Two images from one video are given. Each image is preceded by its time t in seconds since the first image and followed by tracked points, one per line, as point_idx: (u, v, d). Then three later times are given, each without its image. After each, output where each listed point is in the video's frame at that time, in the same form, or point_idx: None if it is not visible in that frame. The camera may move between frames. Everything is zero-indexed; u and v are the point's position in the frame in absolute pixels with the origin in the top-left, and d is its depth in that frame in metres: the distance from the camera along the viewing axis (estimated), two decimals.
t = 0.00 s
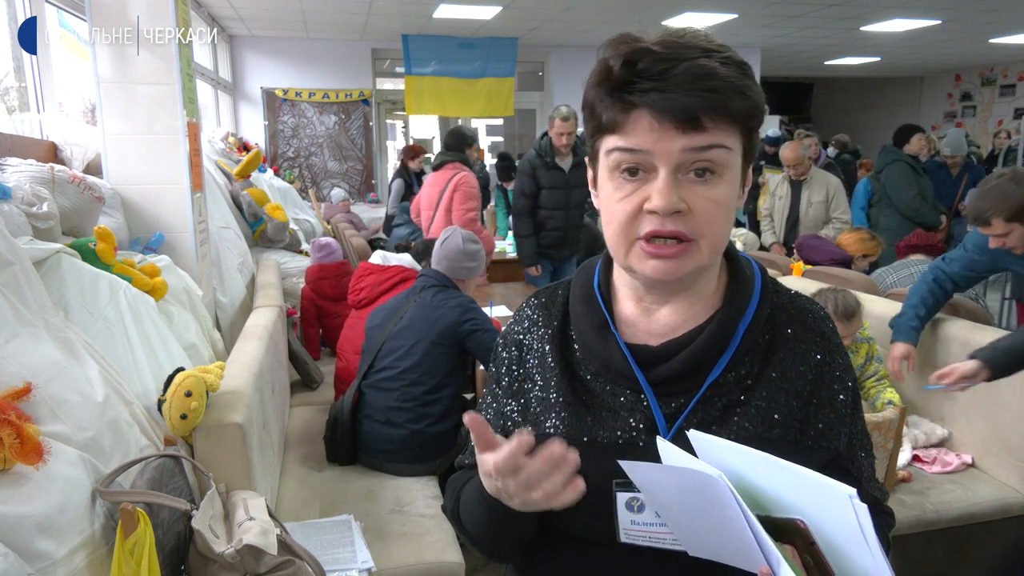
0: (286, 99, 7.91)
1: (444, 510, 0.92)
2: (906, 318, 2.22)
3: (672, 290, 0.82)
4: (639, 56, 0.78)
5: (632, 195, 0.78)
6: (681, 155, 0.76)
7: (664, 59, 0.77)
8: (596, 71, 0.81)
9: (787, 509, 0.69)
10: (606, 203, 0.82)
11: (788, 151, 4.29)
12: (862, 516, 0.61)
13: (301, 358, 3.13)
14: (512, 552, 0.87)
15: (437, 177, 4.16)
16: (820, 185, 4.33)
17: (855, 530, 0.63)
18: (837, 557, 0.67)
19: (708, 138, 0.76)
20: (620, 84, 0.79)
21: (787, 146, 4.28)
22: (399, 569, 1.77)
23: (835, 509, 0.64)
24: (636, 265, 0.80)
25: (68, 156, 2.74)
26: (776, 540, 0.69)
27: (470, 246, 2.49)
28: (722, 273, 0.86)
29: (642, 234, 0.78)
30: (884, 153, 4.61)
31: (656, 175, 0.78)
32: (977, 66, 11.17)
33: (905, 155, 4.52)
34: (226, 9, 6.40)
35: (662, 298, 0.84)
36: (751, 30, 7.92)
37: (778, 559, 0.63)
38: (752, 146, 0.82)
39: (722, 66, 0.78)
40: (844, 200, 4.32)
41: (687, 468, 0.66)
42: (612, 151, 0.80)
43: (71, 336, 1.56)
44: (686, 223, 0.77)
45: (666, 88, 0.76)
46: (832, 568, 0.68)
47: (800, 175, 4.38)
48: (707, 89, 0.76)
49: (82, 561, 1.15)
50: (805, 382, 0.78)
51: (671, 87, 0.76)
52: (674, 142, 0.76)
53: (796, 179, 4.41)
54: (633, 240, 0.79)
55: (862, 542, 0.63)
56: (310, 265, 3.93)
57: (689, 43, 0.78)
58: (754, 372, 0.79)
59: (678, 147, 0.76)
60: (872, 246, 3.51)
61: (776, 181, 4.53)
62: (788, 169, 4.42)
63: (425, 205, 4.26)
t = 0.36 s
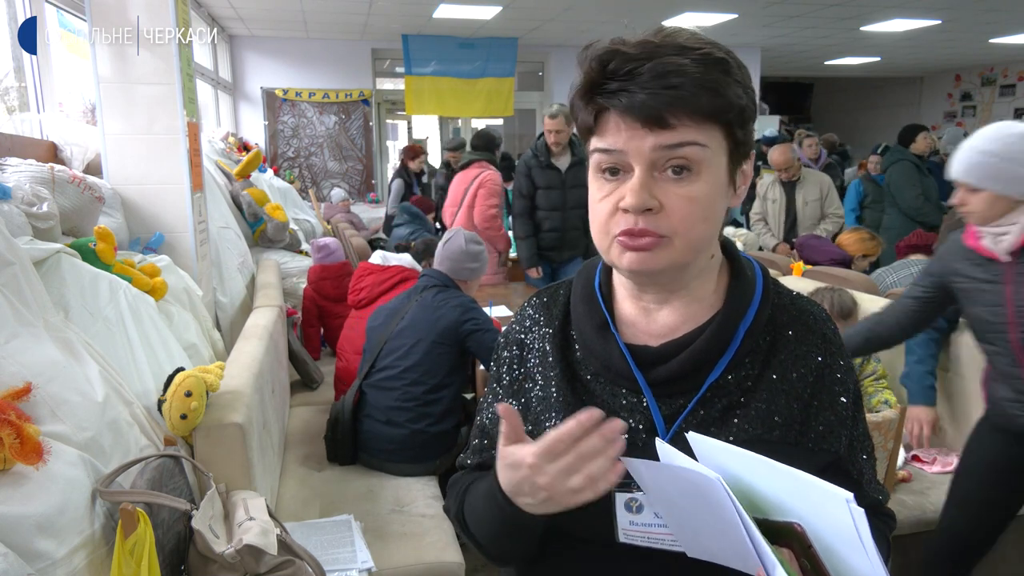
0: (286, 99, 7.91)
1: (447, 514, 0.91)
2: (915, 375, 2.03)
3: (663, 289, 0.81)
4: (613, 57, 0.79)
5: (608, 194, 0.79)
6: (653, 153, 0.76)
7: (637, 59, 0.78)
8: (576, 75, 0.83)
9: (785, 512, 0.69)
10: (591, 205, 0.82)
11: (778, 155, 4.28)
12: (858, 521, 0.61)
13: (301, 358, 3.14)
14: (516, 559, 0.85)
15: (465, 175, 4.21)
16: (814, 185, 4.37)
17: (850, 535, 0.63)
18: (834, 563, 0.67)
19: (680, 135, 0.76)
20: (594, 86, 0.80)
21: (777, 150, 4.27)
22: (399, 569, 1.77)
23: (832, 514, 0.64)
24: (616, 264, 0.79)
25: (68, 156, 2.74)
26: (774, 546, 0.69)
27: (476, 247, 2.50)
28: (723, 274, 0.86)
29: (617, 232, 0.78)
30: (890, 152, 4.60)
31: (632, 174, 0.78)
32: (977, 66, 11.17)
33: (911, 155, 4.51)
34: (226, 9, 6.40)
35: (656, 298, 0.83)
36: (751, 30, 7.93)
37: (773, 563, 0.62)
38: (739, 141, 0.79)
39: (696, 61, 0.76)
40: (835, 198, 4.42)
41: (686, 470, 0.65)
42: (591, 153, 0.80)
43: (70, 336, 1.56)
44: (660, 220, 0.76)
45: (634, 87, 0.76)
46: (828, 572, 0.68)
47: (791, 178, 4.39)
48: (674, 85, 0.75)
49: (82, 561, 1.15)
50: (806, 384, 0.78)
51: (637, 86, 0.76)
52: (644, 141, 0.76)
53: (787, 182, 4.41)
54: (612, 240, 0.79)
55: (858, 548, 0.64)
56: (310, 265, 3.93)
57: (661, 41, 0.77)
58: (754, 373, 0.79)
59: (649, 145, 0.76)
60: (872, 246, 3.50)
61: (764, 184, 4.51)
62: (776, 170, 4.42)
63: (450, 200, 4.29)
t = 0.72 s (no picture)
0: (286, 99, 7.91)
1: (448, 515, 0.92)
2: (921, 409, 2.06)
3: (666, 294, 0.82)
4: (607, 65, 0.78)
5: (609, 206, 0.79)
6: (651, 164, 0.76)
7: (632, 66, 0.76)
8: (570, 82, 0.82)
9: (783, 515, 0.69)
10: (591, 214, 0.82)
11: (778, 155, 4.29)
12: (857, 524, 0.61)
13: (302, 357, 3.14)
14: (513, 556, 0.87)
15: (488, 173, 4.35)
16: (814, 186, 4.37)
17: (848, 540, 0.63)
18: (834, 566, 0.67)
19: (679, 143, 0.75)
20: (588, 96, 0.79)
21: (776, 149, 4.28)
22: (400, 569, 1.77)
23: (830, 518, 0.64)
24: (621, 274, 0.80)
25: (68, 156, 2.74)
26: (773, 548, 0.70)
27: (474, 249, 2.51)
28: (725, 274, 0.86)
29: (621, 243, 0.78)
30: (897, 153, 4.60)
31: (631, 185, 0.78)
32: (978, 66, 11.17)
33: (917, 154, 4.52)
34: (226, 9, 6.40)
35: (657, 302, 0.83)
36: (751, 30, 7.92)
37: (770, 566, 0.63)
38: (736, 142, 0.79)
39: (693, 64, 0.75)
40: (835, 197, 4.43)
41: (681, 473, 0.66)
42: (590, 163, 0.80)
43: (70, 336, 1.56)
44: (663, 230, 0.76)
45: (629, 97, 0.76)
46: None
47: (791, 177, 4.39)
48: (669, 93, 0.74)
49: (82, 561, 1.15)
50: (805, 385, 0.78)
51: (632, 96, 0.75)
52: (642, 151, 0.76)
53: (787, 182, 4.41)
54: (614, 250, 0.79)
55: (856, 553, 0.63)
56: (310, 265, 3.93)
57: (657, 45, 0.76)
58: (754, 374, 0.79)
59: (647, 156, 0.76)
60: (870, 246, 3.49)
61: (767, 184, 4.53)
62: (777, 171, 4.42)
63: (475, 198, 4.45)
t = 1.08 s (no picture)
0: (286, 99, 7.91)
1: (453, 519, 0.93)
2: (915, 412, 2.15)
3: (664, 298, 0.82)
4: (582, 82, 0.78)
5: (596, 218, 0.80)
6: (633, 178, 0.76)
7: (607, 82, 0.76)
8: (550, 100, 0.82)
9: (783, 518, 0.69)
10: (584, 226, 0.83)
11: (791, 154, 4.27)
12: (854, 529, 0.61)
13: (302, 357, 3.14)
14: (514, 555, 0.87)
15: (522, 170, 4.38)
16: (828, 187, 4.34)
17: (846, 543, 0.63)
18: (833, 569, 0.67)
19: (658, 157, 0.75)
20: (568, 113, 0.79)
21: (790, 149, 4.24)
22: (399, 569, 1.77)
23: (829, 521, 0.64)
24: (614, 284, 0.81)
25: (68, 156, 2.74)
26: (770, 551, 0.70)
27: (472, 252, 2.61)
28: (728, 275, 0.86)
29: (611, 255, 0.79)
30: (902, 152, 4.57)
31: (616, 198, 0.78)
32: (978, 66, 11.16)
33: (922, 155, 4.51)
34: (226, 9, 6.40)
35: (657, 305, 0.83)
36: (751, 30, 7.93)
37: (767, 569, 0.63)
38: (723, 145, 0.77)
39: (667, 74, 0.74)
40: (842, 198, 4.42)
41: (680, 474, 0.66)
42: (576, 177, 0.81)
43: (70, 336, 1.56)
44: (648, 243, 0.76)
45: (604, 115, 0.76)
46: None
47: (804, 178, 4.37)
48: (643, 108, 0.74)
49: (82, 561, 1.15)
50: (808, 388, 0.78)
51: (608, 114, 0.75)
52: (622, 167, 0.76)
53: (800, 182, 4.40)
54: (606, 262, 0.80)
55: (853, 557, 0.63)
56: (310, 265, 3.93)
57: (631, 57, 0.75)
58: (756, 375, 0.79)
59: (628, 171, 0.76)
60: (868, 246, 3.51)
61: (779, 181, 4.55)
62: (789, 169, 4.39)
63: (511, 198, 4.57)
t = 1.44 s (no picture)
0: (286, 99, 7.91)
1: (455, 519, 0.92)
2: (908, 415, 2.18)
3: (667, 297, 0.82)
4: (578, 89, 0.78)
5: (597, 222, 0.80)
6: (632, 184, 0.76)
7: (603, 89, 0.76)
8: (548, 106, 0.83)
9: (785, 517, 0.68)
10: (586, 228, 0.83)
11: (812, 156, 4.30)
12: (856, 528, 0.61)
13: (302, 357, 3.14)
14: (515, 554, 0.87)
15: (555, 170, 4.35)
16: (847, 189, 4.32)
17: (848, 542, 0.63)
18: (834, 567, 0.67)
19: (654, 163, 0.74)
20: (566, 119, 0.80)
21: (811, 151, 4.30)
22: (400, 569, 1.77)
23: (830, 520, 0.64)
24: (617, 285, 0.81)
25: (68, 156, 2.74)
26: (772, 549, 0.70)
27: (474, 255, 2.63)
28: (730, 275, 0.86)
29: (613, 258, 0.79)
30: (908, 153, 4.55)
31: (616, 204, 0.78)
32: (978, 65, 11.16)
33: (929, 156, 4.47)
34: (226, 9, 6.40)
35: (660, 304, 0.83)
36: (751, 30, 7.93)
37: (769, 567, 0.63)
38: (720, 147, 0.77)
39: (661, 80, 0.73)
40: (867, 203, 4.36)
41: (682, 473, 0.66)
42: (576, 182, 0.81)
43: (70, 336, 1.56)
44: (648, 246, 0.76)
45: (600, 122, 0.75)
46: None
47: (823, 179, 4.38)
48: (639, 115, 0.73)
49: (82, 561, 1.15)
50: (809, 388, 0.78)
51: (604, 121, 0.75)
52: (621, 173, 0.76)
53: (818, 183, 4.40)
54: (609, 265, 0.81)
55: (855, 556, 0.63)
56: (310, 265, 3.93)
57: (626, 63, 0.75)
58: (757, 376, 0.79)
59: (626, 177, 0.76)
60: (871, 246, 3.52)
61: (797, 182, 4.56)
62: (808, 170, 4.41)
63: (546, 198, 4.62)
